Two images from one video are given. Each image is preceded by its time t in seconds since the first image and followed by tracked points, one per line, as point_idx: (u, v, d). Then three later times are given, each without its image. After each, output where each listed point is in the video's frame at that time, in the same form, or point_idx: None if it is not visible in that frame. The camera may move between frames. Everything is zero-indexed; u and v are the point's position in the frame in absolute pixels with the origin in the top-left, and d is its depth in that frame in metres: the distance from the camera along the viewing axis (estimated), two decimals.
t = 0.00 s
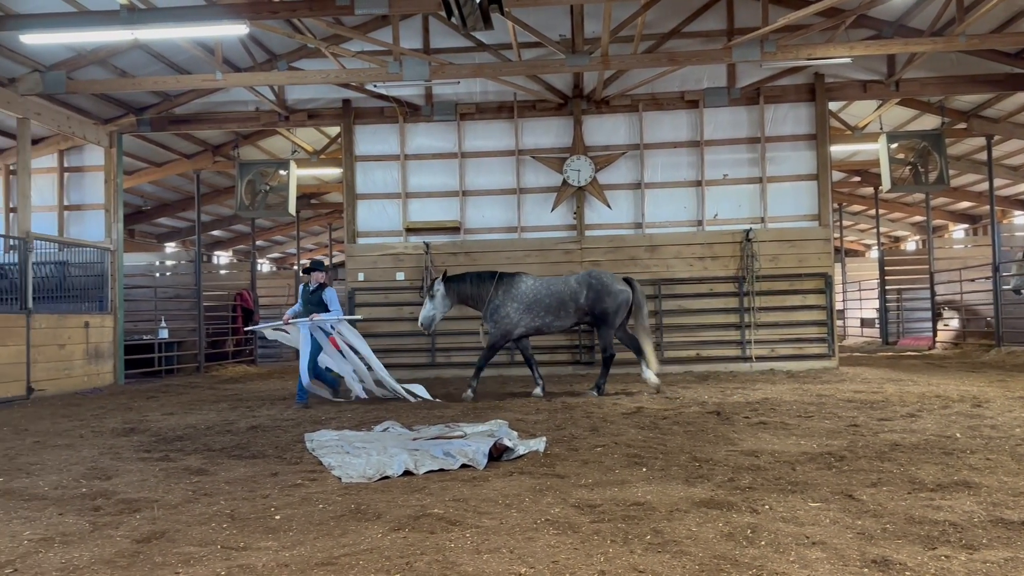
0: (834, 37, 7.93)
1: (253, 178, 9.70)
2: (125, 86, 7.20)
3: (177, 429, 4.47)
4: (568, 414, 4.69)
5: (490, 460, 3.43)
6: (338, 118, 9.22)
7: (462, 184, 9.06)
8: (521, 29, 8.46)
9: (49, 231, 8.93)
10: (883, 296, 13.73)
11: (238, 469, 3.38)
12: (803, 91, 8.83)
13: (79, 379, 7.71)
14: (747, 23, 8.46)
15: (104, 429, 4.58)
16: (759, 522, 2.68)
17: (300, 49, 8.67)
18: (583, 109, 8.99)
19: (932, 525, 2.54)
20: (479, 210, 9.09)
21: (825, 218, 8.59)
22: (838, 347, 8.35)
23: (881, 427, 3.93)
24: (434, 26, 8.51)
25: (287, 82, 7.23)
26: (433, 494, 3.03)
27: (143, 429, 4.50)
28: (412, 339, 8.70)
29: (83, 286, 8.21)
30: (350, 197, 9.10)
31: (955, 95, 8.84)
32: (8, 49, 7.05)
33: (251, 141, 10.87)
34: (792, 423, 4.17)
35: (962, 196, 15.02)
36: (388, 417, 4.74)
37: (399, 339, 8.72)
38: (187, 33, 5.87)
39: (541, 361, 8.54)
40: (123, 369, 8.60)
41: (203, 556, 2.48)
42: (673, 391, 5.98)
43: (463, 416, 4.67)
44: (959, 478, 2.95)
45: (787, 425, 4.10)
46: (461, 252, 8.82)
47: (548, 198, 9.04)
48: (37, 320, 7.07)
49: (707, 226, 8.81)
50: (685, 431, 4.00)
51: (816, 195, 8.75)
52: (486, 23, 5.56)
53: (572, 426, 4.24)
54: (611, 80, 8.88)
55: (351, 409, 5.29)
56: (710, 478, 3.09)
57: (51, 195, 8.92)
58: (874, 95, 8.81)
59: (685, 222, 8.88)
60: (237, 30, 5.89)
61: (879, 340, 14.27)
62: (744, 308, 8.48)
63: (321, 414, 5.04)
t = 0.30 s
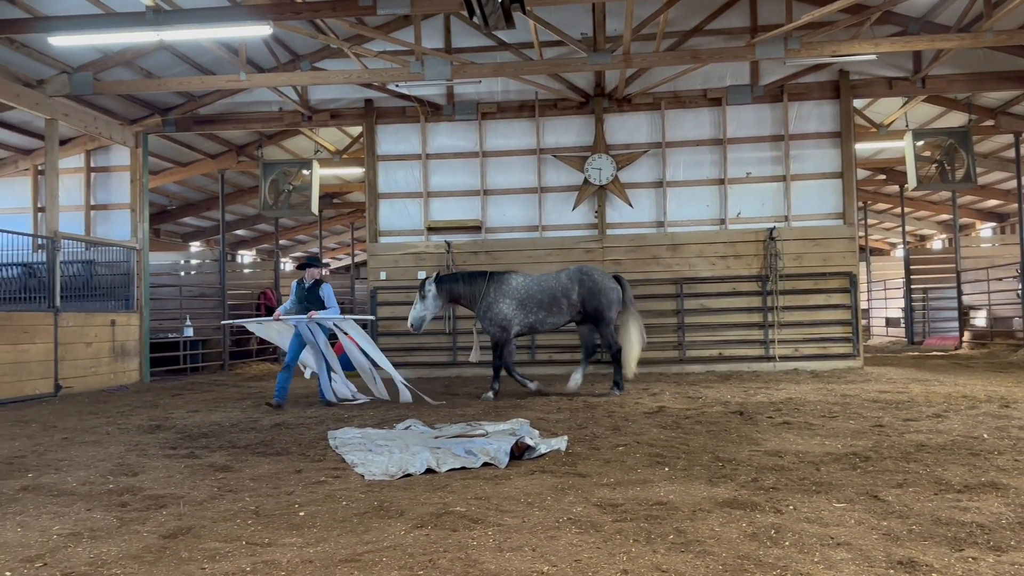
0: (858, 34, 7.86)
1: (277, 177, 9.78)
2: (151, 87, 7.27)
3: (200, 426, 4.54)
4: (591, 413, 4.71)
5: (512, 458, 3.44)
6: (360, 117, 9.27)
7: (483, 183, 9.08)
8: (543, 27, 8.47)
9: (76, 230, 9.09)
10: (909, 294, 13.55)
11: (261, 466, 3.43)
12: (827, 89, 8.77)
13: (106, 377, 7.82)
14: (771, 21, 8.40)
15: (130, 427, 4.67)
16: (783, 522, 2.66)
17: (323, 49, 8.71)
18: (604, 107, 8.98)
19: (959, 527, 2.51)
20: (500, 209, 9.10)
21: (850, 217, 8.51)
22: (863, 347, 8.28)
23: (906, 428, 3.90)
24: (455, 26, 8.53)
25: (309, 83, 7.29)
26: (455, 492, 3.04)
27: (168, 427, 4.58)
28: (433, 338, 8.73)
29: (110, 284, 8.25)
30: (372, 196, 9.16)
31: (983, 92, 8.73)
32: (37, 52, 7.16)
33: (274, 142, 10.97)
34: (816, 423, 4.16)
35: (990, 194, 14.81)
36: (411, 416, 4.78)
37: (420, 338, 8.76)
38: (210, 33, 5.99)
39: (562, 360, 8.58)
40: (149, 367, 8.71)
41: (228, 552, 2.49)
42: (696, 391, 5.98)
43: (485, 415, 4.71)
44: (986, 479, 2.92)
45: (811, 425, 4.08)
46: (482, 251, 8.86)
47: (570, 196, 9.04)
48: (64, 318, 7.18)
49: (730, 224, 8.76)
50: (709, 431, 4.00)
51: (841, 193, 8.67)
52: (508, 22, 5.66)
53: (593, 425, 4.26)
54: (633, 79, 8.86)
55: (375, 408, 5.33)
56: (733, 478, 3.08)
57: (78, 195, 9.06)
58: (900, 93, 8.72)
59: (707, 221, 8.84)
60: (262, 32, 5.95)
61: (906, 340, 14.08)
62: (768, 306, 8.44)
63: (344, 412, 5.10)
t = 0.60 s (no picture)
0: (881, 31, 7.79)
1: (298, 177, 9.84)
2: (174, 88, 7.34)
3: (222, 425, 4.60)
4: (610, 413, 4.73)
5: (531, 458, 3.46)
6: (380, 117, 9.32)
7: (502, 182, 9.09)
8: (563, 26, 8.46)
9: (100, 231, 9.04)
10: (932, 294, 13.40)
11: (282, 464, 3.46)
12: (850, 87, 8.69)
13: (129, 375, 7.91)
14: (792, 18, 8.35)
15: (153, 424, 4.74)
16: (804, 523, 2.63)
17: (343, 49, 8.75)
18: (624, 106, 8.95)
19: (984, 528, 2.48)
20: (519, 208, 9.11)
21: (873, 216, 8.44)
22: (886, 346, 8.22)
23: (930, 429, 3.88)
24: (474, 25, 8.54)
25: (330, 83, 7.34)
26: (474, 491, 3.04)
27: (191, 425, 4.65)
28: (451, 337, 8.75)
29: (133, 283, 8.30)
30: (392, 195, 9.20)
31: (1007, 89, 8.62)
32: (61, 53, 7.23)
33: (295, 142, 11.05)
34: (839, 423, 4.15)
35: (1015, 192, 14.60)
36: (431, 415, 4.81)
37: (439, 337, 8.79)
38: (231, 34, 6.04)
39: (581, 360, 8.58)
40: (172, 365, 8.80)
41: (250, 548, 2.49)
42: (716, 391, 5.97)
43: (505, 415, 4.73)
44: (1012, 480, 2.89)
45: (833, 426, 4.07)
46: (501, 250, 8.89)
47: (588, 196, 9.03)
48: (88, 317, 7.28)
49: (750, 223, 8.71)
50: (730, 431, 3.99)
51: (863, 191, 8.60)
52: (527, 20, 5.67)
53: (613, 425, 4.28)
54: (652, 77, 8.83)
55: (395, 407, 5.37)
56: (754, 478, 3.07)
57: (100, 195, 9.03)
58: (923, 90, 8.64)
59: (728, 219, 8.80)
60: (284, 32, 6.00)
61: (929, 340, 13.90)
62: (789, 306, 8.40)
63: (364, 411, 5.14)
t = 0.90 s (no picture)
0: (901, 29, 7.74)
1: (316, 177, 9.89)
2: (193, 89, 7.40)
3: (242, 424, 4.64)
4: (627, 413, 4.74)
5: (547, 457, 3.46)
6: (397, 117, 9.35)
7: (519, 182, 9.10)
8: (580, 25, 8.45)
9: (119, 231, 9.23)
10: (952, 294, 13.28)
11: (299, 463, 3.49)
12: (869, 85, 8.62)
13: (149, 374, 7.98)
14: (811, 16, 8.30)
15: (173, 422, 4.80)
16: (823, 524, 2.60)
17: (361, 50, 8.78)
18: (641, 104, 8.93)
19: (1005, 531, 2.44)
20: (535, 208, 9.12)
21: (892, 215, 8.38)
22: (905, 347, 8.16)
23: (949, 430, 3.86)
24: (491, 25, 8.55)
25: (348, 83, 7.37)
26: (491, 490, 3.04)
27: (209, 423, 4.71)
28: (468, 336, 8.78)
29: (153, 283, 8.36)
30: (408, 195, 9.23)
31: None
32: (82, 55, 7.28)
33: (313, 142, 11.11)
34: (859, 424, 4.14)
35: None
36: (448, 415, 4.84)
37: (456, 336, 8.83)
38: (250, 35, 6.09)
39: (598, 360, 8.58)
40: (191, 364, 8.87)
41: (268, 546, 2.48)
42: (733, 391, 5.96)
43: (521, 415, 4.75)
44: None
45: (852, 427, 4.06)
46: (518, 249, 8.91)
47: (605, 195, 9.02)
48: (108, 316, 7.36)
49: (769, 223, 8.67)
50: (748, 432, 3.99)
51: (883, 190, 8.53)
52: (543, 20, 5.67)
53: (629, 425, 4.29)
54: (670, 76, 8.80)
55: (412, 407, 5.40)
56: (772, 479, 3.06)
57: (122, 195, 9.20)
58: (944, 88, 8.56)
59: (746, 219, 8.75)
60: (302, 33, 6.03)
61: (950, 340, 13.76)
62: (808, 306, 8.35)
63: (381, 410, 5.17)
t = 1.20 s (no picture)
0: (917, 27, 7.69)
1: (330, 177, 9.93)
2: (207, 89, 7.44)
3: (257, 423, 4.67)
4: (641, 413, 4.75)
5: (561, 457, 3.46)
6: (410, 117, 9.37)
7: (532, 182, 9.10)
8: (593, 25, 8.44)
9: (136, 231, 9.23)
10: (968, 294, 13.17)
11: (314, 462, 3.51)
12: (885, 83, 8.55)
13: (165, 373, 8.03)
14: (826, 15, 8.26)
15: (188, 421, 4.83)
16: (839, 525, 2.57)
17: (375, 50, 8.81)
18: (654, 104, 8.91)
19: None
20: (549, 208, 9.12)
21: (909, 214, 8.32)
22: (922, 348, 8.10)
23: (966, 431, 3.83)
24: (504, 24, 8.56)
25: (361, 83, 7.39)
26: (505, 490, 3.03)
27: (224, 422, 4.74)
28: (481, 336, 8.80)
29: (169, 283, 8.40)
30: (421, 195, 9.25)
31: None
32: (99, 56, 7.34)
33: (327, 142, 11.15)
34: (875, 424, 4.13)
35: None
36: (461, 415, 4.84)
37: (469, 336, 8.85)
38: (265, 35, 6.13)
39: (611, 360, 8.57)
40: (206, 364, 8.93)
41: (283, 545, 2.46)
42: (747, 392, 5.93)
43: (535, 415, 4.75)
44: None
45: (868, 427, 4.04)
46: (531, 249, 8.91)
47: (618, 195, 9.00)
48: (124, 315, 7.42)
49: (784, 222, 8.63)
50: (763, 432, 3.97)
51: (899, 189, 8.47)
52: (558, 19, 5.67)
53: (643, 425, 4.29)
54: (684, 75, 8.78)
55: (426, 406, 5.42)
56: (787, 480, 3.05)
57: (138, 195, 9.26)
58: (960, 87, 8.50)
59: (760, 218, 8.72)
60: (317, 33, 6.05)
61: (966, 340, 13.66)
62: (823, 306, 8.31)
63: (395, 410, 5.19)
